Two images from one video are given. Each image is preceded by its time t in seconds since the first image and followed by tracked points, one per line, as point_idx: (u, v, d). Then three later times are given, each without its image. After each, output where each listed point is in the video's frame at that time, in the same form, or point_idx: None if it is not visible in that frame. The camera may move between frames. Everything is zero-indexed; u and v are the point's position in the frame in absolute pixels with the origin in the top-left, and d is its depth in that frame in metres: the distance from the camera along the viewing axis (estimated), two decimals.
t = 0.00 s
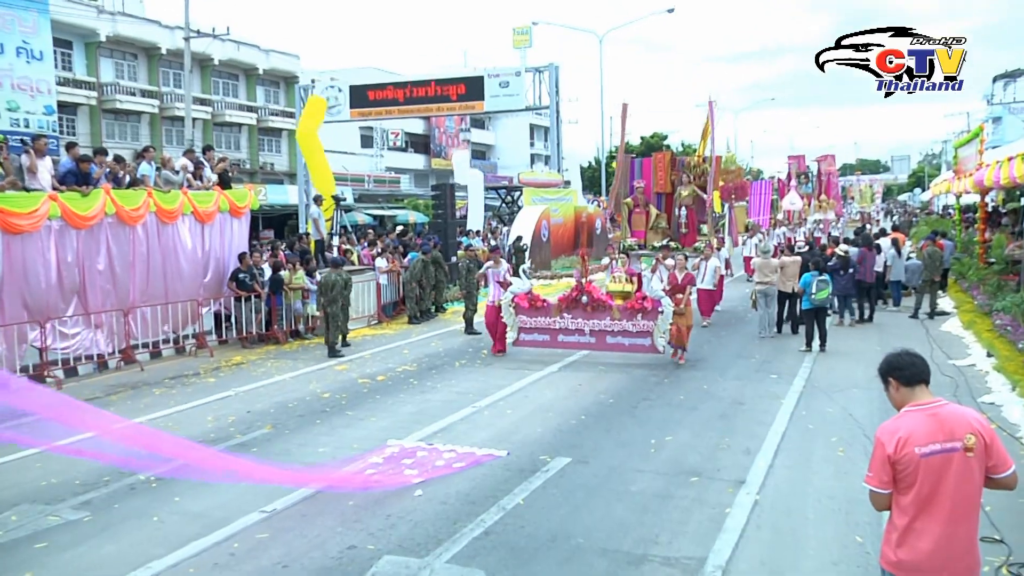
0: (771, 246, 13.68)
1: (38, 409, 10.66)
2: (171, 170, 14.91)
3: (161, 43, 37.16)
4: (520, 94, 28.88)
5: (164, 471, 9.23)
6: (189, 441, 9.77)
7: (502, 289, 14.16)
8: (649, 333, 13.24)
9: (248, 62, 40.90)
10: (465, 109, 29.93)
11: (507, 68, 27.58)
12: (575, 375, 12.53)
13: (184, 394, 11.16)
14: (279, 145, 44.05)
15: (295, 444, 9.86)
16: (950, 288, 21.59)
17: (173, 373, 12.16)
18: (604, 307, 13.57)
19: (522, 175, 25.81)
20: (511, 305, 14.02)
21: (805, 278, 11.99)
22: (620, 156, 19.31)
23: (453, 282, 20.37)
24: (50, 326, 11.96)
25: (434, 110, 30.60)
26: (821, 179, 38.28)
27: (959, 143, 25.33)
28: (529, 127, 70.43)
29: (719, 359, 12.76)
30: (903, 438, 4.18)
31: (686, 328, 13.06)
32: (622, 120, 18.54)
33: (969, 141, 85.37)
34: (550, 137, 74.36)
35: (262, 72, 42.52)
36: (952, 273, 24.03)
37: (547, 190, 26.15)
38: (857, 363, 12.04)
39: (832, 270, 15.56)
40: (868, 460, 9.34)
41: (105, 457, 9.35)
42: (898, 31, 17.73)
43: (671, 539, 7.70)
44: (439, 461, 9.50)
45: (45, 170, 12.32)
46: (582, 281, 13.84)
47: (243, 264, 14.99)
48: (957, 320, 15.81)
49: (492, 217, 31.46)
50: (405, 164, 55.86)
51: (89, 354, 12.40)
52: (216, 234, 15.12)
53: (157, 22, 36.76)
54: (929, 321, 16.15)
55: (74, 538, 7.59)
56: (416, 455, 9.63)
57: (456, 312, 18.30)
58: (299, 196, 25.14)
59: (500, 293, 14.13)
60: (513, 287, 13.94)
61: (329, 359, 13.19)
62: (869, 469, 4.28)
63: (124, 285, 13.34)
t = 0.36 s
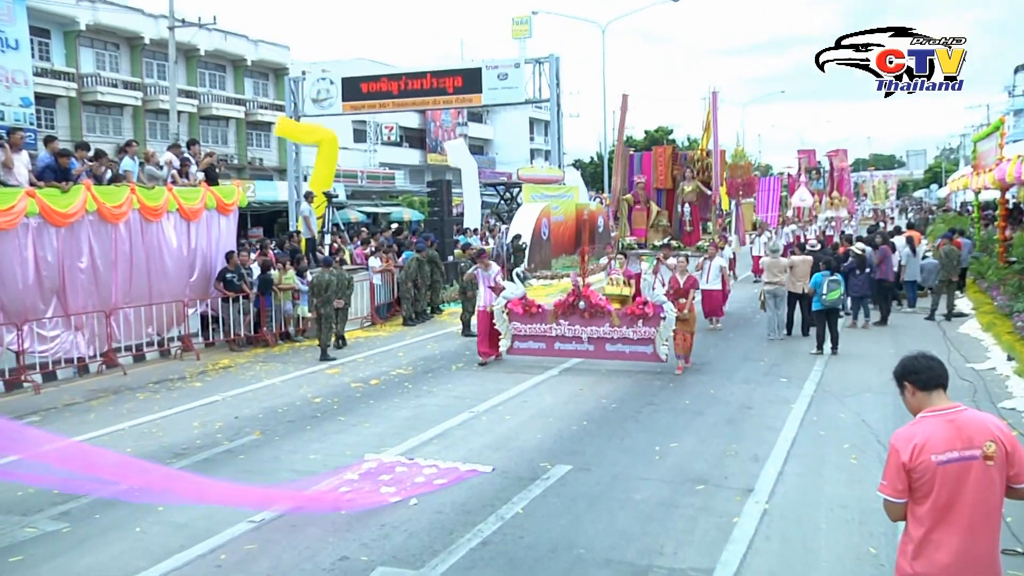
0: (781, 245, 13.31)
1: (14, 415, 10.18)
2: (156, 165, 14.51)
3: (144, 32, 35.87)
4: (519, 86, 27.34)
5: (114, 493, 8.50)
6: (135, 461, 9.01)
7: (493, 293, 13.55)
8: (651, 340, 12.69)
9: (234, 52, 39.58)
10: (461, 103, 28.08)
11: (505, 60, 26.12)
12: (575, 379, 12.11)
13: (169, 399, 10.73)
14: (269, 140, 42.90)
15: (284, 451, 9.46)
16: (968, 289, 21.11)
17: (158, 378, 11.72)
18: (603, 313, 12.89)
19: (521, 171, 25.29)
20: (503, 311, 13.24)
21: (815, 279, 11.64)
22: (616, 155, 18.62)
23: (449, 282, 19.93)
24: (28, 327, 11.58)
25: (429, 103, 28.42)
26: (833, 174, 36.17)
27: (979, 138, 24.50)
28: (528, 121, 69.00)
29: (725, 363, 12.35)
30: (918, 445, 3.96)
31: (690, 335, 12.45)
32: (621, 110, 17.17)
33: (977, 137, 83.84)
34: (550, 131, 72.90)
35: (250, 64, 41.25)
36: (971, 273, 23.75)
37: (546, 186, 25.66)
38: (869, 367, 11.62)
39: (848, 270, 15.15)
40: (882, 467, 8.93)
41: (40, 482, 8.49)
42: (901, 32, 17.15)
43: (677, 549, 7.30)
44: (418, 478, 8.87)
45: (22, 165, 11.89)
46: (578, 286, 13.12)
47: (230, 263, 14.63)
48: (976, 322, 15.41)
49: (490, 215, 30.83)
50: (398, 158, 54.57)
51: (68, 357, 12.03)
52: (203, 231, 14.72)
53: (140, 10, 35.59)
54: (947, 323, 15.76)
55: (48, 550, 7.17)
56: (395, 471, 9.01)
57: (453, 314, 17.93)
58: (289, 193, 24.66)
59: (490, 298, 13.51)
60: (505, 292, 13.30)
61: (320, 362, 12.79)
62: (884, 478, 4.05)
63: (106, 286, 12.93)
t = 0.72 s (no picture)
0: (791, 244, 12.97)
1: None
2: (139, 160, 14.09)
3: (126, 21, 34.77)
4: (518, 78, 26.35)
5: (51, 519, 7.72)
6: (74, 485, 8.23)
7: (482, 294, 13.06)
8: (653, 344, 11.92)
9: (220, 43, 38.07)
10: (458, 95, 27.34)
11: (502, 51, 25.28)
12: (576, 383, 11.71)
13: (152, 404, 10.33)
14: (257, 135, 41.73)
15: (273, 459, 9.07)
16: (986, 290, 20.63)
17: (141, 383, 11.31)
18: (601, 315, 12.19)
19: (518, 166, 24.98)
20: (494, 312, 12.62)
21: (826, 280, 11.36)
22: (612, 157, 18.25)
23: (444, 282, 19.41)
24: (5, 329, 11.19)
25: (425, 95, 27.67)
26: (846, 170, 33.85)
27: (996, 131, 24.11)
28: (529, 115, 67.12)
29: (732, 366, 11.95)
30: (935, 452, 3.70)
31: (694, 340, 11.69)
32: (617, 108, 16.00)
33: (989, 135, 81.92)
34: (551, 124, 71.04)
35: (237, 55, 39.84)
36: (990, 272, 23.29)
37: (547, 182, 25.19)
38: (882, 371, 11.22)
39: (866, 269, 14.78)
40: (897, 475, 8.54)
41: None
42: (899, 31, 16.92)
43: (684, 561, 6.91)
44: (395, 496, 8.25)
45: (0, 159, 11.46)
46: (575, 286, 12.46)
47: (216, 263, 14.19)
48: (994, 324, 15.01)
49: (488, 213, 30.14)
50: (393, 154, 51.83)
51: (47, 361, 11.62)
52: (189, 229, 14.34)
53: None
54: (965, 325, 15.36)
55: (23, 560, 6.79)
56: (371, 488, 8.40)
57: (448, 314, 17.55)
58: (278, 188, 24.11)
59: (480, 298, 13.10)
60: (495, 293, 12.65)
61: (311, 365, 12.38)
62: (898, 488, 3.79)
63: (87, 286, 12.54)
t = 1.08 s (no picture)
0: (802, 243, 12.63)
1: None
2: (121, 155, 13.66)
3: (108, 9, 33.92)
4: (518, 70, 25.43)
5: None
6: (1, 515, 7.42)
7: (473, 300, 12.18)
8: (657, 351, 11.43)
9: (207, 32, 37.20)
10: (454, 88, 26.24)
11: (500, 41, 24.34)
12: (578, 388, 11.33)
13: (136, 410, 9.94)
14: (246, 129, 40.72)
15: (262, 466, 8.69)
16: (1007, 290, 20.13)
17: (124, 388, 10.90)
18: (601, 321, 11.67)
19: (519, 161, 24.60)
20: (485, 317, 12.07)
21: (841, 279, 10.98)
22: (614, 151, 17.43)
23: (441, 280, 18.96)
24: None
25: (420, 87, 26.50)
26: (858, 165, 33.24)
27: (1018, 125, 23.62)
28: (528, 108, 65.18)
29: (740, 369, 11.55)
30: (954, 460, 3.53)
31: (700, 347, 11.17)
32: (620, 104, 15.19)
33: (1002, 131, 80.41)
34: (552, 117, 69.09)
35: (224, 45, 38.94)
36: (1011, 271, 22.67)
37: (548, 179, 24.80)
38: (897, 375, 10.82)
39: (884, 270, 14.40)
40: (914, 484, 8.15)
41: None
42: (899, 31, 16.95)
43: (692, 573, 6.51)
44: (372, 516, 7.61)
45: None
46: (571, 291, 11.92)
47: (203, 263, 13.72)
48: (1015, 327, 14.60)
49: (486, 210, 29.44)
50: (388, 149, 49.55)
51: (25, 363, 11.25)
52: (174, 227, 13.97)
53: None
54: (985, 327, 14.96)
55: None
56: (346, 507, 7.78)
57: (445, 316, 17.15)
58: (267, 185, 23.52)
59: (470, 305, 12.20)
60: (486, 299, 12.09)
61: (302, 369, 11.98)
62: (916, 496, 3.60)
63: (67, 286, 12.16)
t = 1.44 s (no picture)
0: (815, 241, 12.24)
1: None
2: (103, 149, 13.25)
3: None
4: (518, 61, 25.04)
5: None
6: None
7: (465, 302, 11.43)
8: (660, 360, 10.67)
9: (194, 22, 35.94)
10: (453, 79, 25.61)
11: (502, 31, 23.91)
12: (581, 393, 10.96)
13: (119, 416, 9.56)
14: (235, 123, 39.60)
15: (250, 475, 8.31)
16: None
17: (106, 392, 10.52)
18: (600, 326, 10.91)
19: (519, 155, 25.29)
20: (477, 323, 11.36)
21: (854, 279, 10.65)
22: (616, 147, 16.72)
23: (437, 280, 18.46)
24: None
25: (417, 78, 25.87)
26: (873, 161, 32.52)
27: None
28: (527, 101, 63.51)
29: (749, 372, 11.16)
30: (975, 469, 3.40)
31: (706, 356, 10.38)
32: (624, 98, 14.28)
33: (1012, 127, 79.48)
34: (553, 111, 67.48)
35: (212, 33, 37.65)
36: None
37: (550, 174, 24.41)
38: (913, 380, 10.44)
39: (902, 267, 14.12)
40: (932, 493, 7.79)
41: None
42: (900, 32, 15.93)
43: None
44: (343, 539, 6.98)
45: None
46: (569, 294, 11.15)
47: (190, 262, 13.34)
48: None
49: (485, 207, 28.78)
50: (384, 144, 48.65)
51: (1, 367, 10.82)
52: (158, 225, 13.59)
53: None
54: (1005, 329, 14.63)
55: None
56: (317, 529, 7.15)
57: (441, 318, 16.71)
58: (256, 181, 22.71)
59: (463, 307, 11.43)
60: (477, 303, 11.36)
61: (294, 373, 11.59)
62: (934, 505, 3.49)
63: (47, 286, 11.79)
